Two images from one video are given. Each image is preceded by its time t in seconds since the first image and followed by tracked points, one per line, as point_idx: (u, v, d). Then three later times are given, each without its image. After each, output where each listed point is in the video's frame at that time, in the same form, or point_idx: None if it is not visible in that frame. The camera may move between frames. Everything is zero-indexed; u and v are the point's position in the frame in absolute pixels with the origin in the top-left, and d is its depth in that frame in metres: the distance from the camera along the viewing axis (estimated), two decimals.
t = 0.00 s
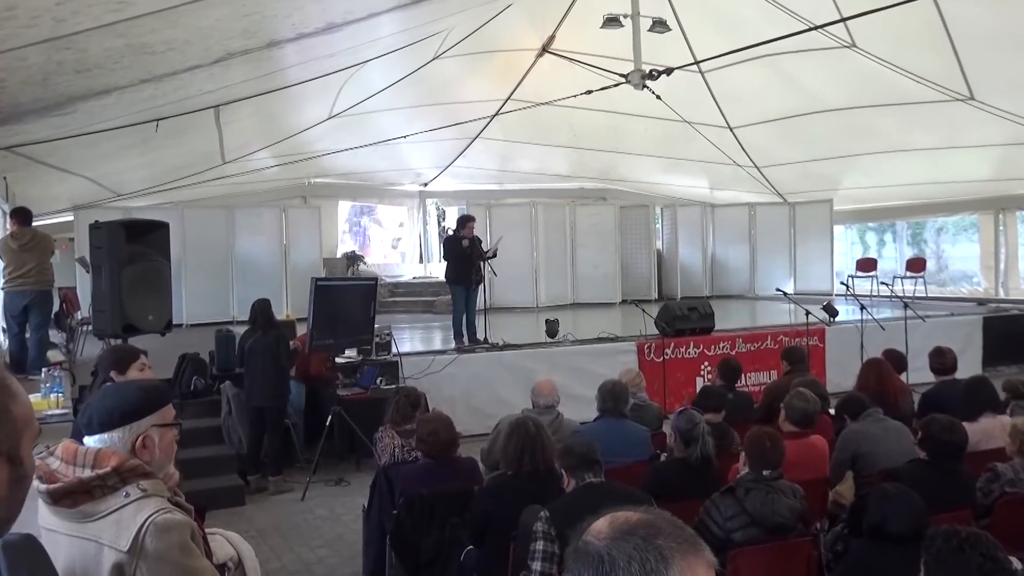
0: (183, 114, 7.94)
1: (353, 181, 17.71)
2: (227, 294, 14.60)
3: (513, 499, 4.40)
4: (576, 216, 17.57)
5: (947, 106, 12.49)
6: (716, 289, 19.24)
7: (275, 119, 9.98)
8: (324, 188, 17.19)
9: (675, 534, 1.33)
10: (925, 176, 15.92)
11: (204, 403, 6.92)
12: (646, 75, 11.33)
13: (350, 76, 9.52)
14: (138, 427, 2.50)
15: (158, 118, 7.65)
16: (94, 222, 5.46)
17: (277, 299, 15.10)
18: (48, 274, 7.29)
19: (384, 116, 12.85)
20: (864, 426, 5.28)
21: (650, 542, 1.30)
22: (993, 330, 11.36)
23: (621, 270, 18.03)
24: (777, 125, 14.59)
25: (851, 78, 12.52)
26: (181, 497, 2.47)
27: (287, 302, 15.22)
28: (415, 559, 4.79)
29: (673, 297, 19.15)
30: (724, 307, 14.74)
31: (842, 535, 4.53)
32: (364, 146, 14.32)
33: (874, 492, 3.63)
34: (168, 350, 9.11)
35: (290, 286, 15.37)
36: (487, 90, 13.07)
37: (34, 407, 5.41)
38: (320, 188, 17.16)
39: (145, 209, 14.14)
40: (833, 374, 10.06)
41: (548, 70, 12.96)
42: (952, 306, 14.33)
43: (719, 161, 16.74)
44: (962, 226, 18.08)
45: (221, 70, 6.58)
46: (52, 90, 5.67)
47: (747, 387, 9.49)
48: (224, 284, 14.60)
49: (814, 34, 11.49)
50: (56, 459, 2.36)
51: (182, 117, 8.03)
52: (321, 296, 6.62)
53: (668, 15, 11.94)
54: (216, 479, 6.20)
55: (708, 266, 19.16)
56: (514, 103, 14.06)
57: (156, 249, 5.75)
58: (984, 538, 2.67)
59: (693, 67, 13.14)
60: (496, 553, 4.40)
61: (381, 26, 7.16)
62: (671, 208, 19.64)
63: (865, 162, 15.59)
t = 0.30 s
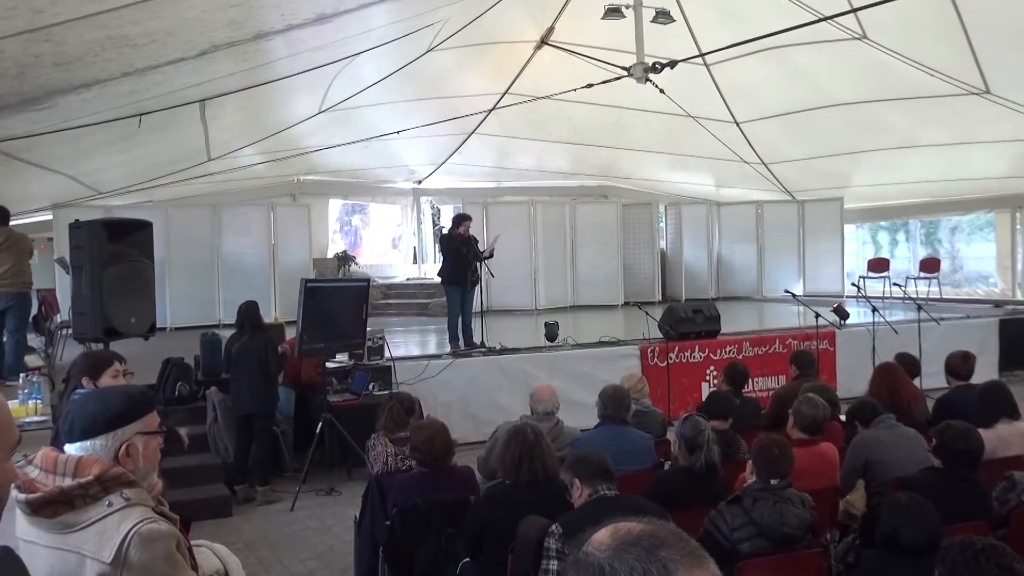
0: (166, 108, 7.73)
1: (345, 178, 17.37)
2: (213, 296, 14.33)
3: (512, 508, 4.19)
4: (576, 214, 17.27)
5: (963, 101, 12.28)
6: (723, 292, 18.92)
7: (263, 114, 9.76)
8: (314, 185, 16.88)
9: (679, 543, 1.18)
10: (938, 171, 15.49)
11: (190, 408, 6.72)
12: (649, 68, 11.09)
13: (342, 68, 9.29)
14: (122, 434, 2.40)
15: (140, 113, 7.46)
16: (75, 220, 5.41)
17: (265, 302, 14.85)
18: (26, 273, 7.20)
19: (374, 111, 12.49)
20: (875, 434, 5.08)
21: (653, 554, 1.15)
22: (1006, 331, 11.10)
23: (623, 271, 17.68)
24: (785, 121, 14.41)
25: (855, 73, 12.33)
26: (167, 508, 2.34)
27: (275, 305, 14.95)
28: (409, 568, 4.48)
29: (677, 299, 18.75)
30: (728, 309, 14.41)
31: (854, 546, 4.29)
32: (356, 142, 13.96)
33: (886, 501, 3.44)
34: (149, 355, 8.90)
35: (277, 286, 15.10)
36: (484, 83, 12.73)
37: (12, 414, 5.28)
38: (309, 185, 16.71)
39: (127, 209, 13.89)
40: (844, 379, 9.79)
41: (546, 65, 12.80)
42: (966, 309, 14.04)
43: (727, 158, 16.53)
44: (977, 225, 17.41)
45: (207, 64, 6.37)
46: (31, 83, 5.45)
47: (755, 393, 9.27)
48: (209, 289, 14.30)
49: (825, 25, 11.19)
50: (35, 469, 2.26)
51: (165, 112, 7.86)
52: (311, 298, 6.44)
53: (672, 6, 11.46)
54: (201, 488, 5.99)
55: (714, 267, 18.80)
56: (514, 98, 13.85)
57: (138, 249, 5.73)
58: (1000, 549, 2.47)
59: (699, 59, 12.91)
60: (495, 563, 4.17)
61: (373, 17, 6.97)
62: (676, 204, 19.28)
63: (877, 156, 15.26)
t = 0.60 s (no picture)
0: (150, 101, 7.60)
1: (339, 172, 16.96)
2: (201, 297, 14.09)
3: (513, 517, 4.01)
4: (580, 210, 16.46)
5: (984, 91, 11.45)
6: (732, 293, 18.07)
7: (254, 107, 9.56)
8: (306, 180, 16.51)
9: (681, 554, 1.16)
10: (962, 167, 14.62)
11: (179, 414, 6.54)
12: (655, 58, 10.69)
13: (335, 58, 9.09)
14: (107, 438, 2.19)
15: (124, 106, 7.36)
16: (58, 219, 5.46)
17: (256, 303, 14.59)
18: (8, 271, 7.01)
19: (367, 102, 12.03)
20: (890, 439, 4.88)
21: (655, 567, 1.13)
22: None
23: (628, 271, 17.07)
24: (802, 111, 13.43)
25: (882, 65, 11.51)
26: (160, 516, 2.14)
27: (266, 305, 14.66)
28: None
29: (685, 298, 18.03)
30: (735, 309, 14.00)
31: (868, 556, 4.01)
32: (349, 135, 13.46)
33: (902, 511, 3.41)
34: (135, 357, 8.74)
35: (268, 287, 14.80)
36: (483, 75, 12.20)
37: None
38: (302, 181, 16.60)
39: (113, 206, 13.62)
40: (859, 383, 9.52)
41: (551, 51, 11.98)
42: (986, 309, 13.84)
43: (735, 151, 15.55)
44: (996, 222, 17.24)
45: (196, 54, 6.18)
46: (14, 74, 5.26)
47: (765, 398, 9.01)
48: (199, 289, 14.09)
49: (840, 15, 10.47)
50: (20, 476, 2.08)
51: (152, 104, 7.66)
52: (304, 298, 6.19)
53: None
54: (191, 496, 5.82)
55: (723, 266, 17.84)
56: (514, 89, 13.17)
57: (122, 247, 5.76)
58: None
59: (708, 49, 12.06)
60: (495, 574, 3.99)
61: (368, 6, 6.77)
62: (684, 201, 18.15)
63: (897, 150, 14.29)
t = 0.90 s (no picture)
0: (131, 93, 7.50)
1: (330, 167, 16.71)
2: (187, 298, 13.85)
3: (511, 529, 3.80)
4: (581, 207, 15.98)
5: (1003, 84, 11.25)
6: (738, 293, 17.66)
7: (241, 101, 9.38)
8: (297, 177, 16.20)
9: (684, 565, 1.10)
10: (972, 162, 14.44)
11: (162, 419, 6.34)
12: (661, 49, 10.37)
13: (327, 50, 8.98)
14: (91, 443, 2.04)
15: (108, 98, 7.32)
16: (38, 216, 5.45)
17: (244, 302, 14.22)
18: None
19: (361, 96, 11.70)
20: (903, 445, 4.70)
21: None
22: None
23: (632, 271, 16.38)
24: (810, 103, 13.06)
25: (897, 55, 11.11)
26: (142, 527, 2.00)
27: (254, 305, 14.33)
28: None
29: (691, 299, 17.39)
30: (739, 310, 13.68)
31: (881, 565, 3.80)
32: (341, 129, 13.08)
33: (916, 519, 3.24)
34: (116, 361, 8.53)
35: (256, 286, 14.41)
36: (480, 67, 11.85)
37: None
38: (293, 177, 16.05)
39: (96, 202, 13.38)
40: (870, 387, 9.25)
41: (550, 41, 11.65)
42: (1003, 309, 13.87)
43: (745, 147, 15.24)
44: (1015, 219, 17.02)
45: (180, 46, 6.00)
46: None
47: (774, 402, 8.79)
48: (184, 288, 13.85)
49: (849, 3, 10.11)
50: None
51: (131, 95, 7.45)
52: (293, 299, 6.04)
53: None
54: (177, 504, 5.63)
55: (730, 266, 17.46)
56: (513, 81, 12.82)
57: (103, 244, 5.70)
58: None
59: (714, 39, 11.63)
60: None
61: None
62: (688, 198, 17.73)
63: (910, 146, 14.10)
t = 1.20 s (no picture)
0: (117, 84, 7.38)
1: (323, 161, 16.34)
2: (174, 299, 13.50)
3: (511, 540, 3.62)
4: (585, 203, 15.24)
5: None
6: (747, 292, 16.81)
7: (229, 92, 9.22)
8: (288, 171, 15.88)
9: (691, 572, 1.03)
10: (991, 155, 14.07)
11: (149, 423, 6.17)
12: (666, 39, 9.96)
13: (321, 39, 8.84)
14: (81, 450, 1.90)
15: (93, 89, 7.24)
16: (21, 213, 5.32)
17: (235, 301, 13.85)
18: None
19: (358, 86, 11.40)
20: (918, 450, 4.52)
21: None
22: None
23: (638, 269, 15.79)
24: (821, 96, 12.69)
25: (906, 48, 10.83)
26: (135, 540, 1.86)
27: (245, 305, 13.96)
28: None
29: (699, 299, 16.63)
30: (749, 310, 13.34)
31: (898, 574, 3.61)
32: (336, 121, 12.75)
33: (931, 528, 3.12)
34: (102, 364, 8.37)
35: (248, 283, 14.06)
36: (479, 58, 11.46)
37: None
38: (285, 171, 15.84)
39: (82, 196, 13.07)
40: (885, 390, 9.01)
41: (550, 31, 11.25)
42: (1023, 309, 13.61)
43: (754, 140, 14.81)
44: None
45: (168, 35, 5.84)
46: None
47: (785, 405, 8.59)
48: (170, 286, 13.50)
49: None
50: None
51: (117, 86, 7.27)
52: (285, 299, 5.85)
53: None
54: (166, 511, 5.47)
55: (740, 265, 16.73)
56: (514, 73, 12.33)
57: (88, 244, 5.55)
58: None
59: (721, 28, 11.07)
60: None
61: None
62: (696, 193, 17.13)
63: (927, 138, 13.72)
